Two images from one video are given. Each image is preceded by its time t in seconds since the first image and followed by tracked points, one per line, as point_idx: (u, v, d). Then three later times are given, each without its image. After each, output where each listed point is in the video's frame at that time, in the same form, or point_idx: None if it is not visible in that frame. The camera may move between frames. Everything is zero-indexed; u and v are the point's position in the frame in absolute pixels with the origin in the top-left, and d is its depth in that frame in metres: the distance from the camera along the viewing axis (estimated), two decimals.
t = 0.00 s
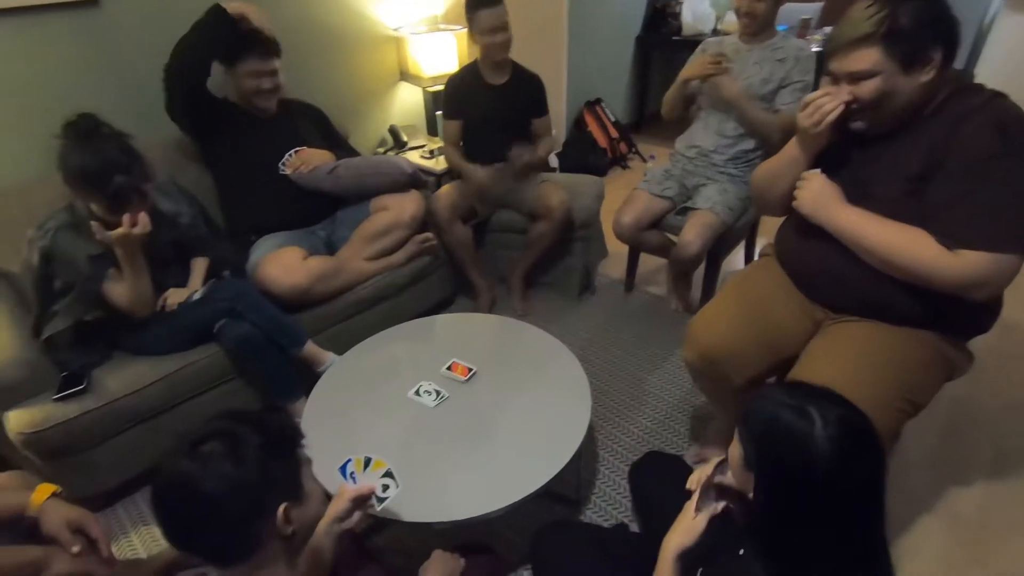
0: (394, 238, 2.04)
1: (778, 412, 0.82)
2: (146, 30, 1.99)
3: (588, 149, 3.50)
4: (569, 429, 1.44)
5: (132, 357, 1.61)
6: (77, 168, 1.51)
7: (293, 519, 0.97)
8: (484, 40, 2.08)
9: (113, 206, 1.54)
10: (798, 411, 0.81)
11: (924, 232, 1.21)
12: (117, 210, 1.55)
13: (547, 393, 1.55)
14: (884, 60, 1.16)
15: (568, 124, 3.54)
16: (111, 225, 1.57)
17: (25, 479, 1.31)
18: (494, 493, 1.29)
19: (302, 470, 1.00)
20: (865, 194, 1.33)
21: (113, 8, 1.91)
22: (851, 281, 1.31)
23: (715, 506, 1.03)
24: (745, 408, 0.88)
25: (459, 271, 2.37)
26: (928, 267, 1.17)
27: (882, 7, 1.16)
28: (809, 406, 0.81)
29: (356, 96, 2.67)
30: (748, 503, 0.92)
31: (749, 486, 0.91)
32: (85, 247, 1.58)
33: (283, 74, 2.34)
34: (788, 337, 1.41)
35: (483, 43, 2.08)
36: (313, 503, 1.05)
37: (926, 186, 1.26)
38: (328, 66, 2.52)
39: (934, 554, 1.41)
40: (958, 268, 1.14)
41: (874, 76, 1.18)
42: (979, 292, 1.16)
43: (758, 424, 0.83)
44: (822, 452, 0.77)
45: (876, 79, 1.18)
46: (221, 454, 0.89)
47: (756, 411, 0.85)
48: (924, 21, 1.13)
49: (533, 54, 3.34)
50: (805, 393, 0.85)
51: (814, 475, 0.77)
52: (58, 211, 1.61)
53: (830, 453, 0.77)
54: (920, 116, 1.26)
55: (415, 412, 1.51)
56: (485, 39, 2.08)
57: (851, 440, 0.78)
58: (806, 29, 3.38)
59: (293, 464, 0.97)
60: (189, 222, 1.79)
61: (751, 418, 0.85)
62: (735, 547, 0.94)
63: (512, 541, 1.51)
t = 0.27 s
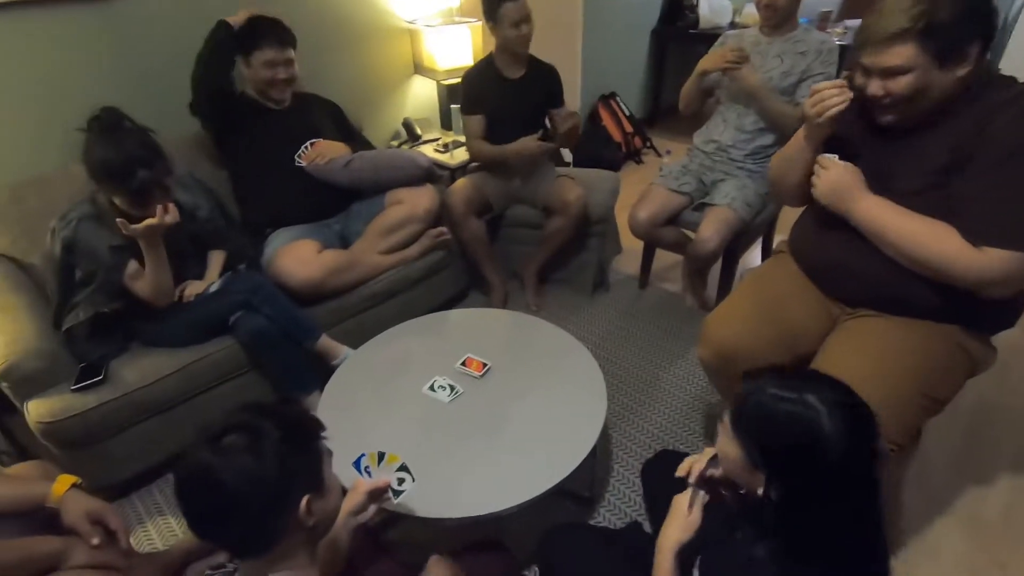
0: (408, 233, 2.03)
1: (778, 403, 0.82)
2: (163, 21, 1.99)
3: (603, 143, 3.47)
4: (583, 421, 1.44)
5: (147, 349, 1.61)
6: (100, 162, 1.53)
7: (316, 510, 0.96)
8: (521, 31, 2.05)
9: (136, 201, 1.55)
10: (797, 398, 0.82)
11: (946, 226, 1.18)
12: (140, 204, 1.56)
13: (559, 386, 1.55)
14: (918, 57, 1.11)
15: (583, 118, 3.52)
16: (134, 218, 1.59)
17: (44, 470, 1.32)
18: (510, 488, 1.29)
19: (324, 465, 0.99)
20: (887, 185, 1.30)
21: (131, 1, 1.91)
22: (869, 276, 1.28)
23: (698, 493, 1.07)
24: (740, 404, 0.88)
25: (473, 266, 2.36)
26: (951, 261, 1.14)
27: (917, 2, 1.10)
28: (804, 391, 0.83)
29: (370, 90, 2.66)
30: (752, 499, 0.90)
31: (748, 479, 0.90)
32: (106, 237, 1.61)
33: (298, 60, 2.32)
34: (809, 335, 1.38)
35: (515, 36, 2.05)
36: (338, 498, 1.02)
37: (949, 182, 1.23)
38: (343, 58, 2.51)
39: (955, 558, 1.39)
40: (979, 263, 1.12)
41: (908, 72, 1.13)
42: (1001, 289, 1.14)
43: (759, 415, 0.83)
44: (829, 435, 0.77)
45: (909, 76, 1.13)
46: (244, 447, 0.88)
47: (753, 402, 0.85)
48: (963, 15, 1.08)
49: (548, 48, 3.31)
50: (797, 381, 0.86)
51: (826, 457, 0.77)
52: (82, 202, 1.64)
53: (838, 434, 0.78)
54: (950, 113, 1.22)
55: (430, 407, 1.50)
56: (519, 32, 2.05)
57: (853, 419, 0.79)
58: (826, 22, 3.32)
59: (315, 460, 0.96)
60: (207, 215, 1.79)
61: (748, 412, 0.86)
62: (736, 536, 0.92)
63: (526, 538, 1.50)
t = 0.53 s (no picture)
0: (415, 235, 2.03)
1: (745, 396, 0.84)
2: (174, 21, 1.99)
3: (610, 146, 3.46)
4: (580, 411, 1.47)
5: (155, 349, 1.61)
6: (111, 160, 1.52)
7: (320, 516, 0.98)
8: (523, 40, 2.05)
9: (148, 199, 1.56)
10: (761, 389, 0.83)
11: (968, 228, 1.16)
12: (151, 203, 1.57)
13: (553, 380, 1.57)
14: (967, 68, 1.08)
15: (590, 121, 3.51)
16: (146, 216, 1.60)
17: (52, 470, 1.33)
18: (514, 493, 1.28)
19: (329, 468, 0.99)
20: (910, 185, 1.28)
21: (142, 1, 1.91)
22: (887, 280, 1.27)
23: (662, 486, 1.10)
24: (703, 395, 0.89)
25: (480, 268, 2.35)
26: (969, 266, 1.12)
27: (972, 10, 1.06)
28: (767, 380, 0.84)
29: (378, 91, 2.67)
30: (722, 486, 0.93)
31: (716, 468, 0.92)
32: (116, 234, 1.59)
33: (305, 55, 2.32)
34: (819, 343, 1.37)
35: (518, 44, 2.05)
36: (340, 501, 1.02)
37: (977, 186, 1.21)
38: (352, 58, 2.51)
39: (967, 567, 1.38)
40: (999, 269, 1.10)
41: (952, 82, 1.10)
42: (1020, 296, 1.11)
43: (727, 408, 0.84)
44: (799, 422, 0.80)
45: (954, 85, 1.10)
46: (252, 451, 0.88)
47: (718, 395, 0.86)
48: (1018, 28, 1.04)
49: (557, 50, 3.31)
50: (757, 368, 0.88)
51: (799, 445, 0.80)
52: (93, 201, 1.63)
53: (806, 421, 0.80)
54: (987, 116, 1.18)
55: (436, 411, 1.49)
56: (524, 39, 2.05)
57: (815, 403, 0.82)
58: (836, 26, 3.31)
59: (320, 463, 0.96)
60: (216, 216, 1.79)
61: (712, 404, 0.86)
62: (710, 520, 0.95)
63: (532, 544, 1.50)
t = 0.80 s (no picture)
0: (414, 243, 2.03)
1: (727, 409, 0.82)
2: (176, 28, 2.00)
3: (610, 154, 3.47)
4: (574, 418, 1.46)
5: (153, 357, 1.61)
6: (110, 166, 1.52)
7: (310, 533, 1.00)
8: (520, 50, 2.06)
9: (147, 204, 1.55)
10: (744, 400, 0.82)
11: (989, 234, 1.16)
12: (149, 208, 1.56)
13: (547, 387, 1.57)
14: (1000, 67, 1.08)
15: (590, 128, 3.52)
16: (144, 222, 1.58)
17: (47, 480, 1.32)
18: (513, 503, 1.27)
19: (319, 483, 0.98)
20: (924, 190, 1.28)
21: (143, 7, 1.92)
22: (894, 287, 1.26)
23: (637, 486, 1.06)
24: (685, 404, 0.88)
25: (479, 276, 2.35)
26: (988, 274, 1.12)
27: (1011, 10, 1.07)
28: (749, 392, 0.83)
29: (379, 99, 2.67)
30: (703, 493, 0.93)
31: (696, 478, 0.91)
32: (116, 241, 1.59)
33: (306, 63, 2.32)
34: (820, 354, 1.36)
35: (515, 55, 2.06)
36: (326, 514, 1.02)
37: (996, 191, 1.20)
38: (353, 65, 2.52)
39: None
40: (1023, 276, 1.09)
41: (982, 82, 1.10)
42: None
43: (709, 420, 0.83)
44: (780, 435, 0.79)
45: (984, 85, 1.11)
46: (238, 469, 0.87)
47: (700, 407, 0.85)
48: None
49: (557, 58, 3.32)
50: (739, 377, 0.86)
51: (780, 458, 0.79)
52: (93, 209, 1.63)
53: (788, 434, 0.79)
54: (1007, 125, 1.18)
55: (435, 421, 1.48)
56: (522, 49, 2.05)
57: (798, 414, 0.81)
58: (835, 36, 3.33)
59: (311, 478, 0.95)
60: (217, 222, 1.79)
61: (694, 414, 0.85)
62: (690, 527, 0.94)
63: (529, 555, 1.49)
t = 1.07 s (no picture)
0: (405, 256, 2.03)
1: (717, 432, 0.85)
2: (166, 43, 2.00)
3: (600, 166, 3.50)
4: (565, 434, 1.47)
5: (140, 372, 1.60)
6: (100, 181, 1.52)
7: (292, 551, 0.95)
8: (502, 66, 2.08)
9: (137, 219, 1.55)
10: (736, 425, 0.84)
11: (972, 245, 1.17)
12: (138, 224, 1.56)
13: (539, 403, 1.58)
14: (977, 83, 1.10)
15: (580, 141, 3.55)
16: (133, 237, 1.57)
17: (30, 500, 1.30)
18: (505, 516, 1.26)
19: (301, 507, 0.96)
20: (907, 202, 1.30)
21: (133, 22, 1.92)
22: (881, 298, 1.28)
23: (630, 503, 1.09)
24: (677, 429, 0.90)
25: (470, 289, 2.35)
26: (970, 285, 1.13)
27: (988, 27, 1.08)
28: (740, 417, 0.86)
29: (369, 113, 2.68)
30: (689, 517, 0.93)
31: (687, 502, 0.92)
32: (105, 257, 1.59)
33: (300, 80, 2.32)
34: (808, 365, 1.37)
35: (504, 67, 2.08)
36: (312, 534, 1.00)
37: (976, 204, 1.23)
38: (343, 79, 2.53)
39: None
40: (1006, 285, 1.10)
41: (961, 96, 1.12)
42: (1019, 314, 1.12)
43: (701, 443, 0.85)
44: (772, 460, 0.81)
45: (962, 99, 1.12)
46: (215, 495, 0.85)
47: (693, 431, 0.87)
48: None
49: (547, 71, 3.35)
50: (731, 403, 0.89)
51: (770, 484, 0.80)
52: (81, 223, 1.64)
53: (778, 459, 0.81)
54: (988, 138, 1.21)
55: (426, 435, 1.47)
56: (504, 64, 2.07)
57: (788, 441, 0.84)
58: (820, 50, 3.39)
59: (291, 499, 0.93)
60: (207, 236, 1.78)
61: (686, 438, 0.87)
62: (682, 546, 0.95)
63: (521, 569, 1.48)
